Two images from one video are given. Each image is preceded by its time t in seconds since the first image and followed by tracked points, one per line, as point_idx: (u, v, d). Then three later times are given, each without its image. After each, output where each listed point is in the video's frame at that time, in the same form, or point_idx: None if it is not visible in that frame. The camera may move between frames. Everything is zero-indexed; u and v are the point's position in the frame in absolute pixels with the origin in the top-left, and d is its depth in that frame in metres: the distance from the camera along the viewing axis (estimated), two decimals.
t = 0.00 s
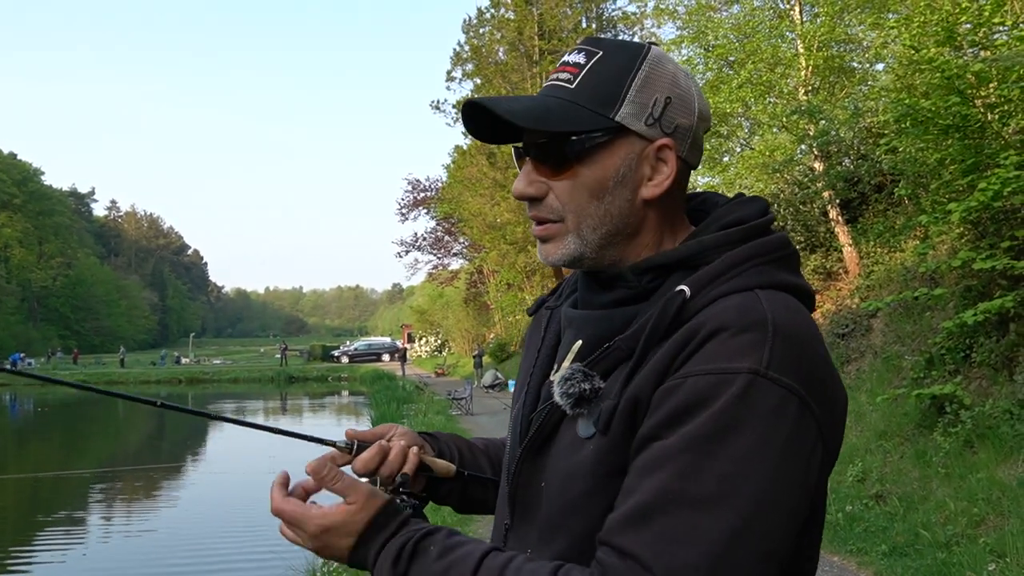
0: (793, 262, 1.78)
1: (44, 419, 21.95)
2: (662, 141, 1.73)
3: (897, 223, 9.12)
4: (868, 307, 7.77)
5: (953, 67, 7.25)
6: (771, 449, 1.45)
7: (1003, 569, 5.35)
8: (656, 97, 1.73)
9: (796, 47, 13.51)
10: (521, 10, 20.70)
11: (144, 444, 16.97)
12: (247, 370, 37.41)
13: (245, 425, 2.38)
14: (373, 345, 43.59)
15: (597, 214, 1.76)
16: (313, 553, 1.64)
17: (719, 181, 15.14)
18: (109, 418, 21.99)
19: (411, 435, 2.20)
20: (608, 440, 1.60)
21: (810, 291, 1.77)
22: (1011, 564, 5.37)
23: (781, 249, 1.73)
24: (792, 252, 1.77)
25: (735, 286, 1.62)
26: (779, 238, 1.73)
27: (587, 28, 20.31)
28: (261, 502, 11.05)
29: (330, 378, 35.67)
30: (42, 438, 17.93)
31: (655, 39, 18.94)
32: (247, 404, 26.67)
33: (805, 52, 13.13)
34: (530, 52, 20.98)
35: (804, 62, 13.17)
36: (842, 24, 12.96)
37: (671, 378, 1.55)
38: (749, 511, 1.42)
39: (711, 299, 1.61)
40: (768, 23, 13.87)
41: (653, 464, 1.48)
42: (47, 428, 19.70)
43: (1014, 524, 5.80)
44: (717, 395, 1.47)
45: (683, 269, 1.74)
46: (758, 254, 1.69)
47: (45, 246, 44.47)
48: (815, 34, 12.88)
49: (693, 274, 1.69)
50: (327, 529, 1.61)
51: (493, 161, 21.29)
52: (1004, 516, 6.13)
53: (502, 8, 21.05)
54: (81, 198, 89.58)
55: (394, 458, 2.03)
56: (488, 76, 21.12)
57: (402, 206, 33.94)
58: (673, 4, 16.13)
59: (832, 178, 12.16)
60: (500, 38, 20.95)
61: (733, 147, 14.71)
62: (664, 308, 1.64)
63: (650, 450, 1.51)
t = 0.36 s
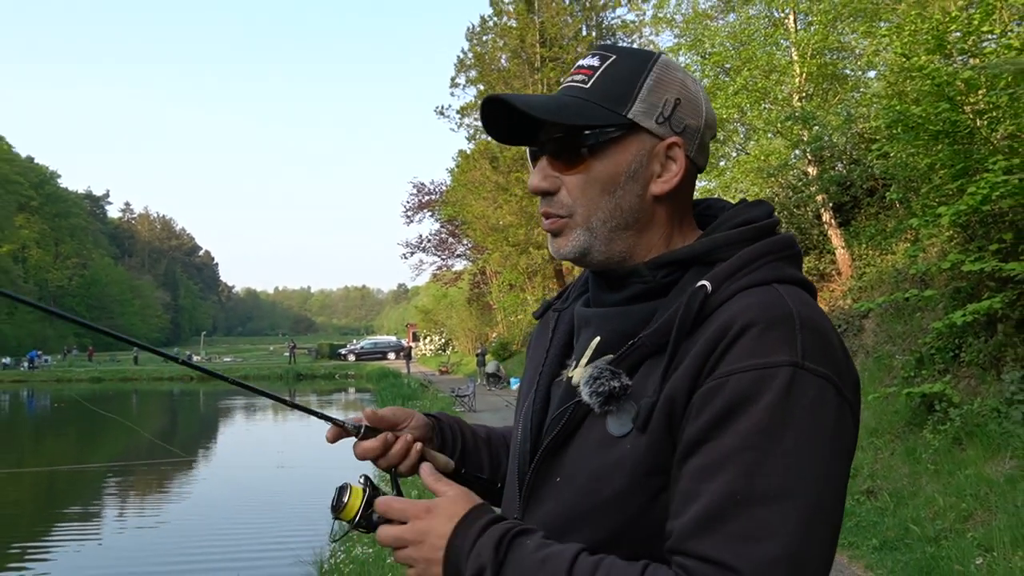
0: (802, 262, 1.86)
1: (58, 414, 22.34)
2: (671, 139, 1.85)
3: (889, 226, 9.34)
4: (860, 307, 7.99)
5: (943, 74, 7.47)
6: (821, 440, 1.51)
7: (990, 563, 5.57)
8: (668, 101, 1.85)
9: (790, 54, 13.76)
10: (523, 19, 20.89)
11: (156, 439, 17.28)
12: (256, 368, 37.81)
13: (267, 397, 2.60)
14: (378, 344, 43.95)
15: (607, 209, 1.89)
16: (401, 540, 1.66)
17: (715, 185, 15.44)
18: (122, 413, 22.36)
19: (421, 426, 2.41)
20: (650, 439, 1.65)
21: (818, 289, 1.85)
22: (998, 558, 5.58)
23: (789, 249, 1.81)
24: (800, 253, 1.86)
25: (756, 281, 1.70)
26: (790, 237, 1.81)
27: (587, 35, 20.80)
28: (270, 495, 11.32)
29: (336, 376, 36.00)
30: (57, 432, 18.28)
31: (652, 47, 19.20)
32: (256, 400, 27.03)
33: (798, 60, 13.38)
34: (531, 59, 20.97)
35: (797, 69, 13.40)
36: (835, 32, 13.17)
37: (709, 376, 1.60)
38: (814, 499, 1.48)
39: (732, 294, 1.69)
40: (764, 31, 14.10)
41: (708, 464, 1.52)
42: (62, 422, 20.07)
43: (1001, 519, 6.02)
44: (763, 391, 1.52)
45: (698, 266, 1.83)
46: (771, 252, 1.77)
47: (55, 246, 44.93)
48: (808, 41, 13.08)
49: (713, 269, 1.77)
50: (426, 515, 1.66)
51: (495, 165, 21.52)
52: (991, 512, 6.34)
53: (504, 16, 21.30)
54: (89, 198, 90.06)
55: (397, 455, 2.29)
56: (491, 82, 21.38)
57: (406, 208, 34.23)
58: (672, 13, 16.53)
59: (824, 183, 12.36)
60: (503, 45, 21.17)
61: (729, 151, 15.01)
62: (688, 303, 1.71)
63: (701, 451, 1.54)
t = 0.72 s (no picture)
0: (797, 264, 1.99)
1: (78, 409, 22.81)
2: (699, 149, 2.01)
3: (879, 231, 9.65)
4: (852, 308, 8.30)
5: (931, 84, 7.79)
6: (842, 425, 1.62)
7: (976, 553, 5.84)
8: (696, 112, 2.01)
9: (784, 64, 14.08)
10: (526, 29, 21.07)
11: (174, 433, 17.69)
12: (269, 366, 38.35)
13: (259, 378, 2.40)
14: (387, 344, 44.40)
15: (647, 209, 1.99)
16: None
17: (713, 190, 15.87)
18: (141, 409, 22.83)
19: (434, 434, 2.35)
20: (676, 428, 1.74)
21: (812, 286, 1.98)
22: (983, 549, 5.85)
23: (790, 250, 1.93)
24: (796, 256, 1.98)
25: (765, 277, 1.82)
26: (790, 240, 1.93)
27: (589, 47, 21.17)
28: (283, 489, 11.66)
29: (346, 373, 36.44)
30: (77, 426, 18.73)
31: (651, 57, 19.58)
32: (269, 397, 27.49)
33: (791, 70, 13.67)
34: (535, 69, 21.24)
35: (790, 79, 13.68)
36: (827, 43, 13.47)
37: (734, 369, 1.69)
38: (846, 478, 1.59)
39: (742, 289, 1.80)
40: (759, 42, 14.42)
41: (742, 452, 1.62)
42: (82, 417, 20.53)
43: (987, 512, 6.30)
44: (790, 381, 1.63)
45: (708, 264, 1.93)
46: (776, 250, 1.89)
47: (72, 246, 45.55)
48: (801, 52, 13.31)
49: (723, 267, 1.89)
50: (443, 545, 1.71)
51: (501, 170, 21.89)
52: (976, 505, 6.63)
53: (508, 28, 21.56)
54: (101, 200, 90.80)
55: (415, 471, 2.30)
56: (497, 91, 21.79)
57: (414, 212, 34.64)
58: (670, 25, 17.04)
59: (817, 189, 12.54)
60: (507, 56, 21.46)
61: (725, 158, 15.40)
62: (702, 297, 1.83)
63: (733, 441, 1.64)
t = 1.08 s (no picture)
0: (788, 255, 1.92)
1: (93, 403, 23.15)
2: (713, 151, 1.96)
3: (876, 228, 9.80)
4: (851, 304, 8.46)
5: (927, 83, 7.92)
6: (867, 407, 1.55)
7: (971, 544, 5.96)
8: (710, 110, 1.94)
9: (783, 65, 14.16)
10: (529, 31, 21.26)
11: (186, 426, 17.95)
12: (279, 361, 38.72)
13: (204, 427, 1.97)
14: (394, 338, 44.75)
15: (681, 208, 1.87)
16: None
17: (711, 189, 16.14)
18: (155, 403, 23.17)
19: (435, 453, 2.11)
20: (702, 420, 1.63)
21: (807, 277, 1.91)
22: (979, 540, 5.97)
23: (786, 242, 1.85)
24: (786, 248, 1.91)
25: (777, 268, 1.72)
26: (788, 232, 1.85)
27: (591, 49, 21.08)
28: (293, 482, 11.85)
29: (354, 368, 36.75)
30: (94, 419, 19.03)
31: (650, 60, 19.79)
32: (279, 391, 27.86)
33: (790, 70, 13.84)
34: (538, 69, 21.41)
35: (789, 79, 13.85)
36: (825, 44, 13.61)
37: (760, 360, 1.59)
38: (876, 462, 1.52)
39: (759, 280, 1.70)
40: (758, 42, 14.64)
41: (774, 442, 1.53)
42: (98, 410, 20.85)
43: (982, 504, 6.44)
44: (817, 367, 1.54)
45: (715, 259, 1.80)
46: (780, 244, 1.79)
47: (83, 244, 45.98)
48: (800, 53, 13.45)
49: (732, 261, 1.77)
50: None
51: (505, 169, 22.11)
52: (972, 497, 6.76)
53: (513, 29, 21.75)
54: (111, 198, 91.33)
55: (418, 495, 2.08)
56: (501, 91, 21.93)
57: (420, 210, 34.88)
58: (671, 27, 17.25)
59: (816, 186, 12.73)
60: (512, 57, 21.72)
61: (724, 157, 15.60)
62: (720, 289, 1.71)
63: (764, 430, 1.55)
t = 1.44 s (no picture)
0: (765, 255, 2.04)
1: (106, 397, 23.56)
2: (690, 149, 2.07)
3: (866, 229, 10.10)
4: (841, 303, 8.73)
5: (914, 90, 8.20)
6: (854, 402, 1.67)
7: (955, 535, 6.19)
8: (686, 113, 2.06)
9: (775, 72, 14.62)
10: (531, 39, 21.57)
11: (197, 421, 18.28)
12: (286, 358, 39.13)
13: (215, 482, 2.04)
14: (399, 337, 45.15)
15: (660, 213, 2.00)
16: None
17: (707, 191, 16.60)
18: (165, 398, 23.57)
19: (438, 473, 2.26)
20: (701, 421, 1.73)
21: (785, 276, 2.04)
22: (962, 531, 6.19)
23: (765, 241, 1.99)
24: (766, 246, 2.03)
25: (763, 269, 1.84)
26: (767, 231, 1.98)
27: (590, 56, 21.54)
28: (300, 476, 12.15)
29: (359, 365, 37.10)
30: (107, 414, 19.39)
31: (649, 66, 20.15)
32: (287, 387, 28.23)
33: (783, 77, 14.24)
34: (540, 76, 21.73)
35: (782, 85, 14.22)
36: (816, 51, 13.96)
37: (753, 361, 1.71)
38: (865, 453, 1.64)
39: (748, 281, 1.81)
40: (752, 50, 15.09)
41: (771, 439, 1.65)
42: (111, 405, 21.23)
43: (966, 496, 6.67)
44: (808, 366, 1.66)
45: (702, 260, 1.93)
46: (763, 244, 1.92)
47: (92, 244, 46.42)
48: (792, 60, 13.95)
49: (721, 263, 1.89)
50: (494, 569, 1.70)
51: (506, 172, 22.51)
52: (957, 489, 7.00)
53: (514, 37, 21.97)
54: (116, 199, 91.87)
55: (423, 515, 2.23)
56: (503, 97, 21.86)
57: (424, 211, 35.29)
58: (667, 34, 17.52)
59: (807, 190, 13.00)
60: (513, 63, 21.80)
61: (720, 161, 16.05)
62: (710, 290, 1.82)
63: (761, 429, 1.66)
